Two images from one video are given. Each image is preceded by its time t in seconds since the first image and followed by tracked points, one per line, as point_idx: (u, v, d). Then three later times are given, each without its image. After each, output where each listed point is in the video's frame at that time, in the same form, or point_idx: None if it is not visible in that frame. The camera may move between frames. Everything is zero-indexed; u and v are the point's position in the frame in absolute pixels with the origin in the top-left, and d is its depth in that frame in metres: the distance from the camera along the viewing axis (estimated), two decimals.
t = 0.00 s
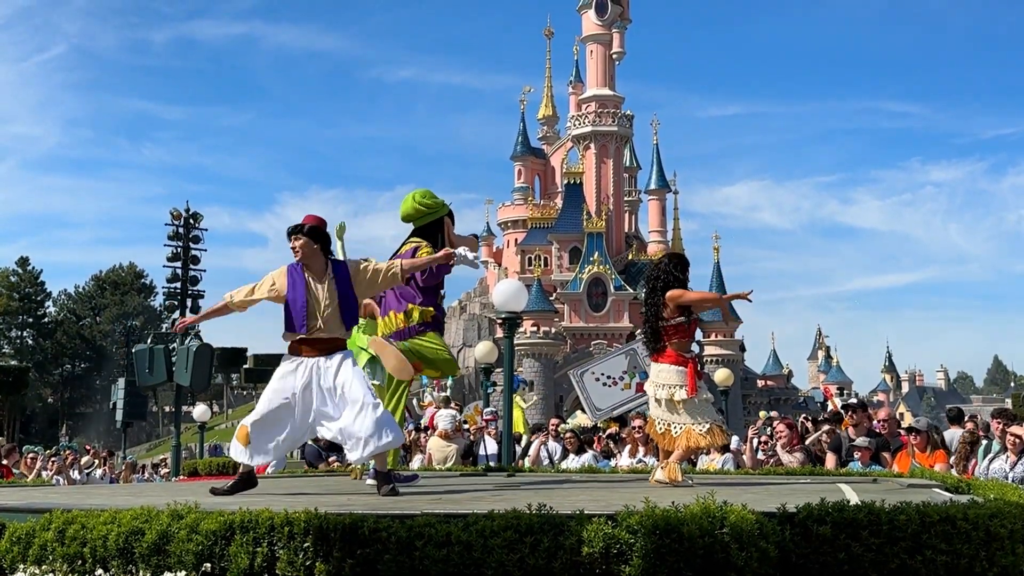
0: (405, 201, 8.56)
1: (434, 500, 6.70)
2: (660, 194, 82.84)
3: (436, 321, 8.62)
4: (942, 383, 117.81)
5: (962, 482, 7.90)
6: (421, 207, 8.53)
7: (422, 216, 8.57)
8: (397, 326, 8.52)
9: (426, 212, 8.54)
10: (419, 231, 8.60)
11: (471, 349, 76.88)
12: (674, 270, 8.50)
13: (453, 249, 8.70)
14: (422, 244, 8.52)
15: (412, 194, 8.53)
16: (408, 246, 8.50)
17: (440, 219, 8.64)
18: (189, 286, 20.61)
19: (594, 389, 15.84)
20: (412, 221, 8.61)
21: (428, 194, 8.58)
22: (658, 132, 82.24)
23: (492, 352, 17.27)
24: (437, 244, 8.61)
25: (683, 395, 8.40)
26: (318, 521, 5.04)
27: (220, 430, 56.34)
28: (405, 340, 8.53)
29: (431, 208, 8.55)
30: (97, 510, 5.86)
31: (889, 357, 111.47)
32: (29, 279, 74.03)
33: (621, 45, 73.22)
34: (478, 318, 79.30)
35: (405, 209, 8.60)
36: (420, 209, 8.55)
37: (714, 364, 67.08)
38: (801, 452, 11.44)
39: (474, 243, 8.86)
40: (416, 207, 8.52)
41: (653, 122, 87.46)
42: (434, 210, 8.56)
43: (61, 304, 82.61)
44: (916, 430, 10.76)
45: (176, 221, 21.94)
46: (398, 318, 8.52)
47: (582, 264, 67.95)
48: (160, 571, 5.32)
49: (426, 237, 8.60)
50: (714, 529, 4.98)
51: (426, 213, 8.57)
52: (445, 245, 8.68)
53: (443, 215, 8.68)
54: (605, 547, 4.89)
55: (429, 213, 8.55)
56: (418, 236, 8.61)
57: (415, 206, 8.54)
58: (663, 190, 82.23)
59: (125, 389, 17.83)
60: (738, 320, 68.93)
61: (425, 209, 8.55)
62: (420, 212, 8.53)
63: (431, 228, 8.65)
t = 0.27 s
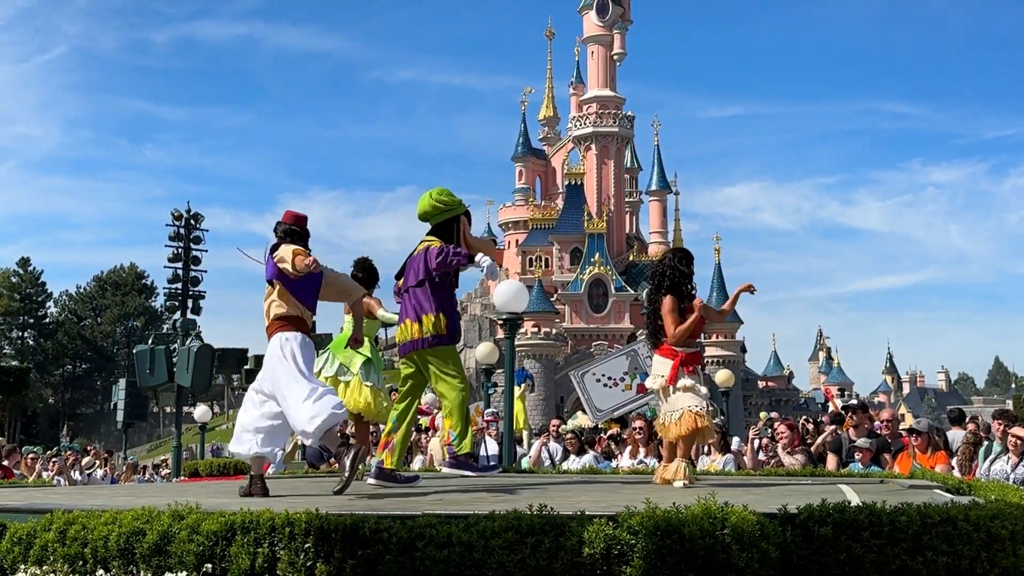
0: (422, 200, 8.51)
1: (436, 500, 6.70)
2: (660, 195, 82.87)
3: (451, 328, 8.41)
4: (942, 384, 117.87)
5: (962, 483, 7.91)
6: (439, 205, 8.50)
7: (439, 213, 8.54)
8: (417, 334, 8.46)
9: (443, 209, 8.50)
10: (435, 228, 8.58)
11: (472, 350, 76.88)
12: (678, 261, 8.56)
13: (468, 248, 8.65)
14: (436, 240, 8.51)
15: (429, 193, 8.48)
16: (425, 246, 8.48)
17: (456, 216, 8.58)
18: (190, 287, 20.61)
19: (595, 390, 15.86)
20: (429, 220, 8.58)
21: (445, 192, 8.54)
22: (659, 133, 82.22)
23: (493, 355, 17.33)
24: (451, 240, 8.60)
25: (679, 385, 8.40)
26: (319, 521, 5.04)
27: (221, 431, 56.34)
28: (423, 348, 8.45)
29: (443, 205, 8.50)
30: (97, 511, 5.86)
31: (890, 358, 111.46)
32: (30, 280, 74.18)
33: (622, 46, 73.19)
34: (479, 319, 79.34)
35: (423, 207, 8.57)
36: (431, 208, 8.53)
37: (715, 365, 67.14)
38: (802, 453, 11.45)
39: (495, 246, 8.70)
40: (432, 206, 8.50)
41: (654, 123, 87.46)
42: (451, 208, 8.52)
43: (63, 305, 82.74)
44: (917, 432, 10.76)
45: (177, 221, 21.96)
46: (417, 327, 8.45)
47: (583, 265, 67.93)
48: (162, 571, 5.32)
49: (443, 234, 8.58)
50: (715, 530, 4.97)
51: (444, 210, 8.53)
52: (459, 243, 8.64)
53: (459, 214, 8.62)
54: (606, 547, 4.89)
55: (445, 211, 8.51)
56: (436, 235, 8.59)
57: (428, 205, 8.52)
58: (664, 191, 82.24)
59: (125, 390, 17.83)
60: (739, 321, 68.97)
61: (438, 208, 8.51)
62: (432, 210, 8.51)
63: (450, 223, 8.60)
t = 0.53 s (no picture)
0: (439, 200, 8.59)
1: (438, 500, 6.70)
2: (661, 196, 82.89)
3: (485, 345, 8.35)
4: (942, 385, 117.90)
5: (964, 484, 7.91)
6: (457, 204, 8.53)
7: (454, 214, 8.55)
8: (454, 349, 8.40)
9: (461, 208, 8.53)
10: (455, 229, 8.58)
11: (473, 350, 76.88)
12: (676, 257, 8.67)
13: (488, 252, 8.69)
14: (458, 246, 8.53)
15: (445, 191, 8.59)
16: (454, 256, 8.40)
17: (470, 216, 8.61)
18: (191, 287, 20.62)
19: (596, 390, 15.89)
20: (444, 222, 8.58)
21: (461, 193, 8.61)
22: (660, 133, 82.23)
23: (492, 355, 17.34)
24: (470, 243, 8.62)
25: (669, 378, 8.50)
26: (321, 521, 5.04)
27: (221, 432, 56.33)
28: (456, 364, 8.44)
29: (460, 209, 8.53)
30: (100, 511, 5.86)
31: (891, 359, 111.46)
32: (32, 280, 74.74)
33: (623, 46, 73.16)
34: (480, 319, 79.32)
35: (440, 205, 8.59)
36: (444, 208, 8.58)
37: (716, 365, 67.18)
38: (803, 453, 11.47)
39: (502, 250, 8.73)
40: (452, 202, 8.55)
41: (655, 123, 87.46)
42: (467, 207, 8.56)
43: (65, 305, 82.76)
44: (917, 432, 10.80)
45: (179, 222, 21.97)
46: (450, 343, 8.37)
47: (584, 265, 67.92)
48: (163, 571, 5.31)
49: (463, 238, 8.58)
50: (717, 531, 4.97)
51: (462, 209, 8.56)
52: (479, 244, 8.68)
53: (472, 214, 8.65)
54: (608, 548, 4.89)
55: (464, 209, 8.55)
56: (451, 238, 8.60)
57: (439, 207, 8.57)
58: (665, 191, 82.27)
59: (126, 390, 17.81)
60: (740, 321, 69.02)
61: (452, 212, 8.54)
62: (447, 214, 8.52)
63: (465, 223, 8.63)
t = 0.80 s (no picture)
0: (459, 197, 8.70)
1: (440, 500, 6.70)
2: (662, 196, 82.89)
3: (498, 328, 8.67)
4: (944, 385, 117.86)
5: (964, 483, 7.93)
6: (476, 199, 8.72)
7: (472, 211, 8.75)
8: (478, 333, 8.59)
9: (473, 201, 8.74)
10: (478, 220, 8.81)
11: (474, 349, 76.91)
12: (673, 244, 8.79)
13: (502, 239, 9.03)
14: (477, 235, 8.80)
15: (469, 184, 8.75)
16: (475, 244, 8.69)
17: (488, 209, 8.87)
18: (192, 286, 20.63)
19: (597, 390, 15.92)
20: (459, 217, 8.76)
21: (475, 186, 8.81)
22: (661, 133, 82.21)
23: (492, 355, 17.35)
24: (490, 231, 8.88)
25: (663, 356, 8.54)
26: (321, 522, 5.03)
27: (222, 432, 56.35)
28: (465, 347, 8.64)
29: (477, 206, 8.71)
30: (101, 510, 5.87)
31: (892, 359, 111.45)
32: (33, 280, 75.95)
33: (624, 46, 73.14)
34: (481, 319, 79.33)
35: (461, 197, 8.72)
36: (464, 203, 8.71)
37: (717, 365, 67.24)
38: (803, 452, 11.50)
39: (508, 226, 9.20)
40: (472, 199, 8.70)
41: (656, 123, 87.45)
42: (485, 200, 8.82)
43: (67, 305, 82.92)
44: (919, 432, 10.84)
45: (180, 221, 21.98)
46: (467, 326, 8.61)
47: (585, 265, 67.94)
48: (164, 571, 5.31)
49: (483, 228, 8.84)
50: (719, 531, 4.97)
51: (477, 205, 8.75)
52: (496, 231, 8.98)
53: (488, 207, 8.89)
54: (610, 548, 4.89)
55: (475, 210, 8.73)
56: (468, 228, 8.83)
57: (456, 200, 8.71)
58: (666, 191, 82.28)
59: (127, 389, 17.80)
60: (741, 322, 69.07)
61: (469, 206, 8.70)
62: (466, 215, 8.71)
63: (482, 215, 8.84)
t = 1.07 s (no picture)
0: (468, 193, 8.61)
1: (441, 499, 6.68)
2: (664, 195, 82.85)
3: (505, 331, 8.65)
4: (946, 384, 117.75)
5: (967, 483, 7.91)
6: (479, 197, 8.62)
7: (481, 210, 8.71)
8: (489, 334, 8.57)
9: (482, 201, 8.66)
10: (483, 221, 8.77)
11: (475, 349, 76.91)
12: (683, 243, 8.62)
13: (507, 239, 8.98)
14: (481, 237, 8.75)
15: (474, 185, 8.63)
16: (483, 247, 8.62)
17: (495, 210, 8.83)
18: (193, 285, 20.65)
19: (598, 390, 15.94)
20: (470, 217, 8.70)
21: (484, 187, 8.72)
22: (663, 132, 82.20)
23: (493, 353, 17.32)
24: (494, 230, 8.85)
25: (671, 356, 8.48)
26: (322, 520, 5.03)
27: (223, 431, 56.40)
28: (475, 349, 8.61)
29: (486, 203, 8.66)
30: (103, 509, 5.86)
31: (894, 359, 111.37)
32: (33, 279, 77.72)
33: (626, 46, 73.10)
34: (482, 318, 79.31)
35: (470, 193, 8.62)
36: (473, 201, 8.63)
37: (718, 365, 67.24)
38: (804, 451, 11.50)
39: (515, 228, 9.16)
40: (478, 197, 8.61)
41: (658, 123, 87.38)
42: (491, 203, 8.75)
43: (69, 306, 83.34)
44: (921, 432, 10.84)
45: (181, 221, 21.98)
46: (475, 329, 8.57)
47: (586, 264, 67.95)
48: (165, 571, 5.32)
49: (488, 228, 8.81)
50: (720, 530, 4.97)
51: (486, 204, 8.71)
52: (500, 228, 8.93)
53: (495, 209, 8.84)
54: (611, 547, 4.89)
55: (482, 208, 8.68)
56: (477, 228, 8.79)
57: (466, 198, 8.61)
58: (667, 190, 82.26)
59: (128, 389, 17.81)
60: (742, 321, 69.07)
61: (478, 203, 8.64)
62: (477, 213, 8.66)
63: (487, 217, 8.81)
